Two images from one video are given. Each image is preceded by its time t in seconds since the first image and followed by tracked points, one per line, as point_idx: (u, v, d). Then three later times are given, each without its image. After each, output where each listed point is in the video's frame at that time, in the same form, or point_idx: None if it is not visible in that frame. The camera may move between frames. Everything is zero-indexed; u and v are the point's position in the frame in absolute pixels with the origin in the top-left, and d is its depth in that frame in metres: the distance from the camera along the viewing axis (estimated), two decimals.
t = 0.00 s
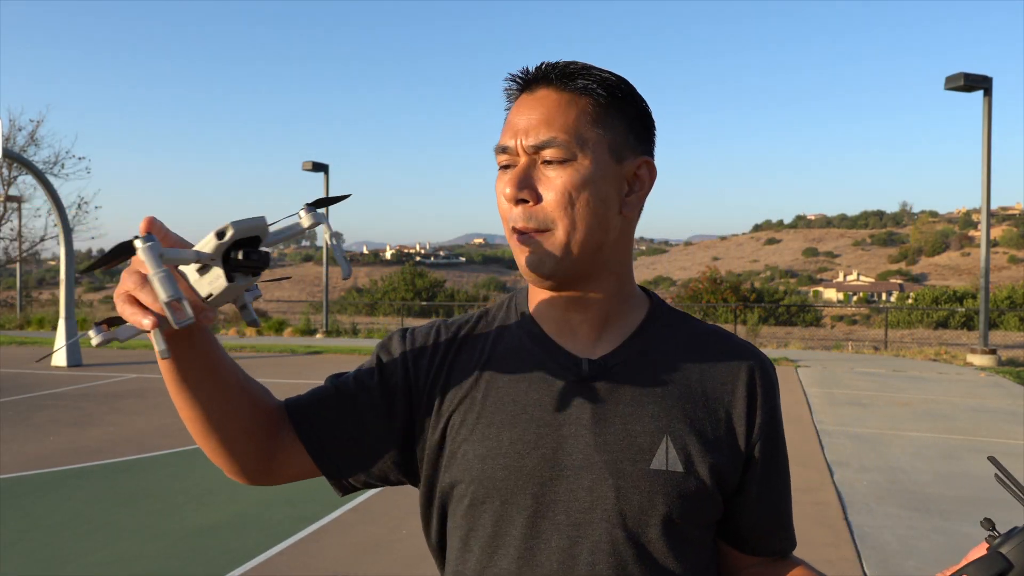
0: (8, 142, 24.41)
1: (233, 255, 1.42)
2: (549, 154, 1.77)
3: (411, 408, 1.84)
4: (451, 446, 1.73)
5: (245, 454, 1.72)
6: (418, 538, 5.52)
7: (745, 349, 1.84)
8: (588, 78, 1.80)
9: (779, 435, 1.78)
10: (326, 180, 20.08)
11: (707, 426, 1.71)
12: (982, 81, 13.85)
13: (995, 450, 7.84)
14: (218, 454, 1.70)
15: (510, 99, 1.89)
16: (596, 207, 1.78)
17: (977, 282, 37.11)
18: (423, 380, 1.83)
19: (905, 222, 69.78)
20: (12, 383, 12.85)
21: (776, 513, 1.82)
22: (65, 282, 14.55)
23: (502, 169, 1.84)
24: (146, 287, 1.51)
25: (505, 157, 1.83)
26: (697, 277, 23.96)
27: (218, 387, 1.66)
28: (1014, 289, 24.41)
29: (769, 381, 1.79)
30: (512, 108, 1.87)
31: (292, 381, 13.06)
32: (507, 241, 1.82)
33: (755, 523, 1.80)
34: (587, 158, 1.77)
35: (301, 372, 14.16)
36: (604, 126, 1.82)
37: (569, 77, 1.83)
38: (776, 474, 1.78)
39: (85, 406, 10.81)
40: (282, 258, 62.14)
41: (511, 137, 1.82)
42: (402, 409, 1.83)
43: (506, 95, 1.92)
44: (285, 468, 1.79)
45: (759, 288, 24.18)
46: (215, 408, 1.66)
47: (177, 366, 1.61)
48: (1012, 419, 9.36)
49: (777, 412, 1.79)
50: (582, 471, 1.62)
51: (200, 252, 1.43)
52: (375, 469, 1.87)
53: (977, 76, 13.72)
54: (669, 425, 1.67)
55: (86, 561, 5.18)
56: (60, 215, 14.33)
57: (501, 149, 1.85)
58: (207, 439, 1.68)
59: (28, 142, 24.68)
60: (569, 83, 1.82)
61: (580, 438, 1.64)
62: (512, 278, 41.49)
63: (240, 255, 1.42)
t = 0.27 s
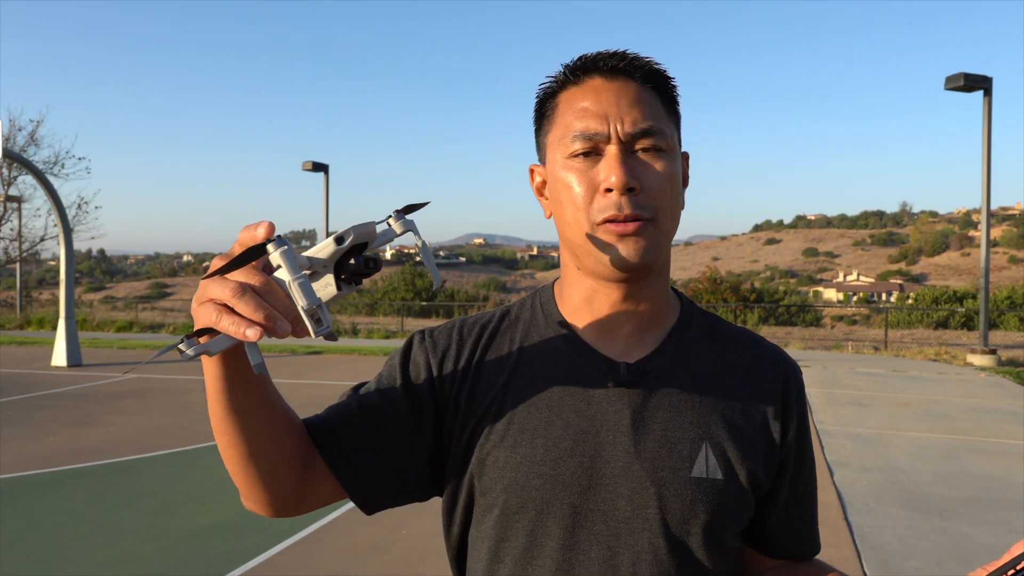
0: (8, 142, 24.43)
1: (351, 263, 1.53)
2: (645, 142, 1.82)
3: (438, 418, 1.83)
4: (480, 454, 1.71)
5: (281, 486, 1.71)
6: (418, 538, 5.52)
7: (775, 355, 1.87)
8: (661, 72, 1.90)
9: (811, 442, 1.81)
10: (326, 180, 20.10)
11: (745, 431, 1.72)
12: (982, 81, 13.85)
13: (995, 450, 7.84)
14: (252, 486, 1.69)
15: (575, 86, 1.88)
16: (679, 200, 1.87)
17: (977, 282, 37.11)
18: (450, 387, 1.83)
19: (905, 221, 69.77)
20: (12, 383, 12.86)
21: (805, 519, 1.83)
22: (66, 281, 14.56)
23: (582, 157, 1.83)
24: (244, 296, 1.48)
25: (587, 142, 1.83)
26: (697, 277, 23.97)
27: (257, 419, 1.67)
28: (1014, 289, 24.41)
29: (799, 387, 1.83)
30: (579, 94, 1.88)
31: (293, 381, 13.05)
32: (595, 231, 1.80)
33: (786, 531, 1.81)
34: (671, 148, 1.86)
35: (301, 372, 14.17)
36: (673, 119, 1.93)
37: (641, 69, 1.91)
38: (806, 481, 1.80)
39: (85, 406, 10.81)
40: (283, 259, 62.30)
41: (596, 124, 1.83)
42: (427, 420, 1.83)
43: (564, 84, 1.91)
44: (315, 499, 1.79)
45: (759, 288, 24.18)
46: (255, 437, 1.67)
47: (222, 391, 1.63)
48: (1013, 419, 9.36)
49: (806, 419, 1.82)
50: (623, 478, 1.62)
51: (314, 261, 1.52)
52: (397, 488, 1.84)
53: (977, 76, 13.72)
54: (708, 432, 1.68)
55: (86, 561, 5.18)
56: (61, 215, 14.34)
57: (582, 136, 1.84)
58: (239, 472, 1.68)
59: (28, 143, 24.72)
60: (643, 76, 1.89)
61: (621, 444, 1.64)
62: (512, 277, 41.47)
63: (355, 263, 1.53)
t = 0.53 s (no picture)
0: (8, 142, 24.43)
1: (317, 273, 1.56)
2: (659, 140, 1.81)
3: (439, 423, 1.85)
4: (487, 460, 1.71)
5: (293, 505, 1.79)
6: (418, 538, 5.52)
7: (786, 353, 1.86)
8: (678, 69, 1.89)
9: (824, 439, 1.81)
10: (326, 179, 20.10)
11: (757, 432, 1.71)
12: (982, 81, 13.85)
13: (995, 450, 7.84)
14: (267, 501, 1.76)
15: (589, 79, 1.88)
16: (691, 200, 1.85)
17: (977, 282, 37.12)
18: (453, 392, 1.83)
19: (905, 221, 69.75)
20: (12, 382, 12.86)
21: (819, 518, 1.83)
22: (66, 281, 14.56)
23: (592, 153, 1.82)
24: (219, 297, 1.59)
25: (597, 138, 1.83)
26: (697, 277, 23.97)
27: (273, 437, 1.74)
28: (1014, 289, 24.42)
29: (812, 385, 1.82)
30: (593, 89, 1.88)
31: (292, 381, 13.05)
32: (601, 230, 1.79)
33: (800, 531, 1.80)
34: (685, 148, 1.85)
35: (301, 372, 14.17)
36: (689, 118, 1.92)
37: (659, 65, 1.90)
38: (819, 480, 1.80)
39: (85, 406, 10.82)
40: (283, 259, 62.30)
41: (609, 120, 1.83)
42: (431, 424, 1.84)
43: (580, 76, 1.91)
44: (329, 517, 1.86)
45: (759, 288, 24.17)
46: (269, 452, 1.74)
47: (238, 409, 1.71)
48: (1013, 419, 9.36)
49: (818, 417, 1.82)
50: (635, 483, 1.61)
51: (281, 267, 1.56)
52: (397, 498, 1.87)
53: (977, 76, 13.71)
54: (721, 433, 1.68)
55: (86, 561, 5.18)
56: (60, 215, 14.34)
57: (594, 131, 1.83)
58: (255, 486, 1.74)
59: (28, 143, 24.74)
60: (660, 74, 1.88)
61: (632, 448, 1.63)
62: (513, 277, 41.47)
63: (320, 274, 1.56)
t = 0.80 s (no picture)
0: (8, 142, 24.43)
1: (259, 318, 1.54)
2: (644, 144, 1.81)
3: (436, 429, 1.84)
4: (480, 461, 1.72)
5: (297, 514, 1.82)
6: (418, 538, 5.53)
7: (786, 350, 1.85)
8: (664, 68, 1.88)
9: (822, 439, 1.79)
10: (326, 180, 20.09)
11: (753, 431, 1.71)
12: (982, 81, 13.86)
13: (995, 450, 7.85)
14: (274, 512, 1.79)
15: (572, 81, 1.88)
16: (677, 202, 1.85)
17: (977, 282, 37.14)
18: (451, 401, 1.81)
19: (905, 221, 69.76)
20: (12, 383, 12.86)
21: (818, 518, 1.82)
22: (65, 282, 14.57)
23: (577, 159, 1.82)
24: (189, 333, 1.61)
25: (581, 144, 1.83)
26: (697, 277, 23.97)
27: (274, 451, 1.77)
28: (1014, 289, 24.43)
29: (810, 384, 1.81)
30: (577, 92, 1.87)
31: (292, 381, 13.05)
32: (587, 237, 1.80)
33: (799, 531, 1.80)
34: (671, 151, 1.85)
35: (301, 372, 14.16)
36: (676, 118, 1.91)
37: (643, 64, 1.88)
38: (819, 480, 1.79)
39: (85, 406, 10.82)
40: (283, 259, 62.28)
41: (593, 125, 1.82)
42: (429, 431, 1.84)
43: (562, 78, 1.90)
44: (332, 525, 1.90)
45: (759, 288, 24.17)
46: (271, 466, 1.77)
47: (237, 425, 1.74)
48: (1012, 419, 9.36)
49: (817, 416, 1.81)
50: (627, 484, 1.61)
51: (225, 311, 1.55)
52: (398, 503, 1.88)
53: (977, 76, 13.73)
54: (714, 433, 1.67)
55: (86, 561, 5.18)
56: (61, 215, 14.34)
57: (577, 136, 1.83)
58: (261, 499, 1.77)
59: (28, 143, 24.76)
60: (643, 75, 1.87)
61: (624, 449, 1.63)
62: (513, 277, 41.45)
63: (263, 319, 1.54)
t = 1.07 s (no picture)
0: (8, 142, 24.42)
1: (329, 304, 1.47)
2: (627, 142, 1.80)
3: (438, 424, 1.88)
4: (473, 457, 1.73)
5: (314, 511, 1.77)
6: (418, 538, 5.53)
7: (783, 350, 1.84)
8: (650, 65, 1.86)
9: (818, 438, 1.77)
10: (326, 179, 20.08)
11: (745, 429, 1.70)
12: (982, 81, 13.84)
13: (995, 450, 7.84)
14: (288, 508, 1.74)
15: (557, 82, 1.88)
16: (665, 198, 1.83)
17: (977, 282, 37.13)
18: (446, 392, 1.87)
19: (905, 221, 69.75)
20: (12, 383, 12.86)
21: (815, 518, 1.80)
22: (65, 282, 14.57)
23: (562, 159, 1.83)
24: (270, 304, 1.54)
25: (566, 143, 1.83)
26: (697, 277, 23.96)
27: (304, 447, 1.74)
28: (1014, 289, 24.42)
29: (808, 383, 1.80)
30: (562, 91, 1.88)
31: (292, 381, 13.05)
32: (574, 235, 1.80)
33: (793, 532, 1.78)
34: (656, 147, 1.83)
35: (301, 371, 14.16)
36: (663, 114, 1.90)
37: (628, 61, 1.87)
38: (814, 480, 1.78)
39: (85, 406, 10.82)
40: (284, 259, 62.32)
41: (577, 123, 1.83)
42: (430, 425, 1.87)
43: (550, 79, 1.91)
44: (342, 526, 1.85)
45: (759, 288, 24.16)
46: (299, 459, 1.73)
47: (280, 411, 1.70)
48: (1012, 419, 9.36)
49: (814, 416, 1.79)
50: (615, 481, 1.61)
51: (301, 288, 1.50)
52: (398, 503, 1.87)
53: (977, 76, 13.71)
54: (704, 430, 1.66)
55: (86, 561, 5.18)
56: (60, 215, 14.34)
57: (563, 136, 1.84)
58: (277, 493, 1.73)
59: (28, 143, 24.76)
60: (628, 72, 1.86)
61: (612, 445, 1.63)
62: (513, 278, 41.44)
63: (333, 305, 1.47)
